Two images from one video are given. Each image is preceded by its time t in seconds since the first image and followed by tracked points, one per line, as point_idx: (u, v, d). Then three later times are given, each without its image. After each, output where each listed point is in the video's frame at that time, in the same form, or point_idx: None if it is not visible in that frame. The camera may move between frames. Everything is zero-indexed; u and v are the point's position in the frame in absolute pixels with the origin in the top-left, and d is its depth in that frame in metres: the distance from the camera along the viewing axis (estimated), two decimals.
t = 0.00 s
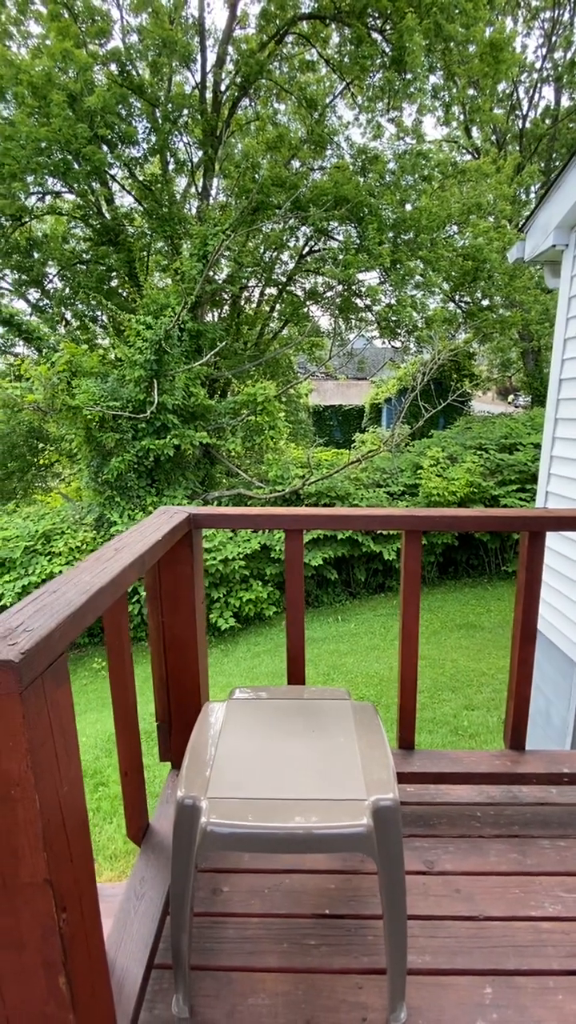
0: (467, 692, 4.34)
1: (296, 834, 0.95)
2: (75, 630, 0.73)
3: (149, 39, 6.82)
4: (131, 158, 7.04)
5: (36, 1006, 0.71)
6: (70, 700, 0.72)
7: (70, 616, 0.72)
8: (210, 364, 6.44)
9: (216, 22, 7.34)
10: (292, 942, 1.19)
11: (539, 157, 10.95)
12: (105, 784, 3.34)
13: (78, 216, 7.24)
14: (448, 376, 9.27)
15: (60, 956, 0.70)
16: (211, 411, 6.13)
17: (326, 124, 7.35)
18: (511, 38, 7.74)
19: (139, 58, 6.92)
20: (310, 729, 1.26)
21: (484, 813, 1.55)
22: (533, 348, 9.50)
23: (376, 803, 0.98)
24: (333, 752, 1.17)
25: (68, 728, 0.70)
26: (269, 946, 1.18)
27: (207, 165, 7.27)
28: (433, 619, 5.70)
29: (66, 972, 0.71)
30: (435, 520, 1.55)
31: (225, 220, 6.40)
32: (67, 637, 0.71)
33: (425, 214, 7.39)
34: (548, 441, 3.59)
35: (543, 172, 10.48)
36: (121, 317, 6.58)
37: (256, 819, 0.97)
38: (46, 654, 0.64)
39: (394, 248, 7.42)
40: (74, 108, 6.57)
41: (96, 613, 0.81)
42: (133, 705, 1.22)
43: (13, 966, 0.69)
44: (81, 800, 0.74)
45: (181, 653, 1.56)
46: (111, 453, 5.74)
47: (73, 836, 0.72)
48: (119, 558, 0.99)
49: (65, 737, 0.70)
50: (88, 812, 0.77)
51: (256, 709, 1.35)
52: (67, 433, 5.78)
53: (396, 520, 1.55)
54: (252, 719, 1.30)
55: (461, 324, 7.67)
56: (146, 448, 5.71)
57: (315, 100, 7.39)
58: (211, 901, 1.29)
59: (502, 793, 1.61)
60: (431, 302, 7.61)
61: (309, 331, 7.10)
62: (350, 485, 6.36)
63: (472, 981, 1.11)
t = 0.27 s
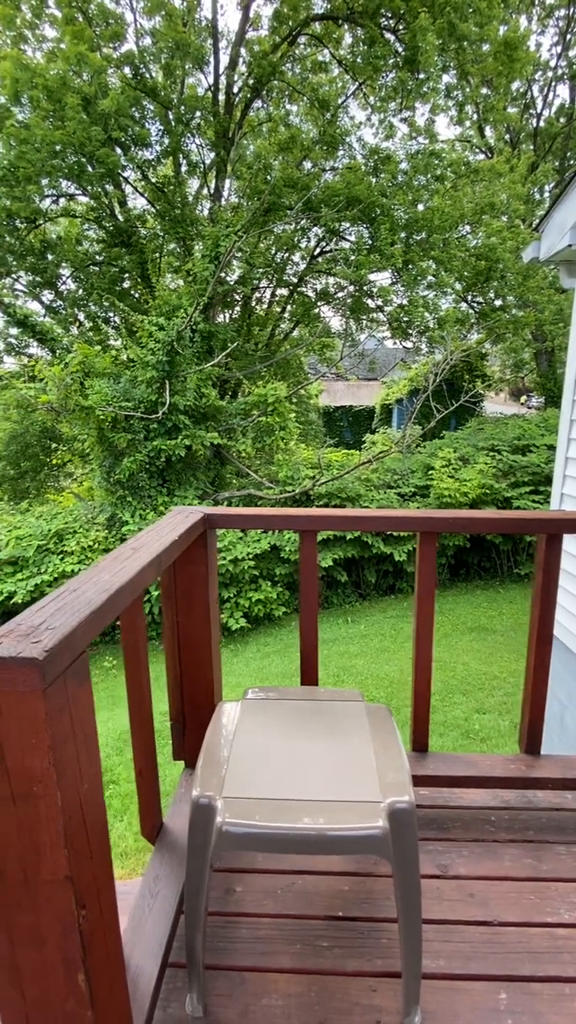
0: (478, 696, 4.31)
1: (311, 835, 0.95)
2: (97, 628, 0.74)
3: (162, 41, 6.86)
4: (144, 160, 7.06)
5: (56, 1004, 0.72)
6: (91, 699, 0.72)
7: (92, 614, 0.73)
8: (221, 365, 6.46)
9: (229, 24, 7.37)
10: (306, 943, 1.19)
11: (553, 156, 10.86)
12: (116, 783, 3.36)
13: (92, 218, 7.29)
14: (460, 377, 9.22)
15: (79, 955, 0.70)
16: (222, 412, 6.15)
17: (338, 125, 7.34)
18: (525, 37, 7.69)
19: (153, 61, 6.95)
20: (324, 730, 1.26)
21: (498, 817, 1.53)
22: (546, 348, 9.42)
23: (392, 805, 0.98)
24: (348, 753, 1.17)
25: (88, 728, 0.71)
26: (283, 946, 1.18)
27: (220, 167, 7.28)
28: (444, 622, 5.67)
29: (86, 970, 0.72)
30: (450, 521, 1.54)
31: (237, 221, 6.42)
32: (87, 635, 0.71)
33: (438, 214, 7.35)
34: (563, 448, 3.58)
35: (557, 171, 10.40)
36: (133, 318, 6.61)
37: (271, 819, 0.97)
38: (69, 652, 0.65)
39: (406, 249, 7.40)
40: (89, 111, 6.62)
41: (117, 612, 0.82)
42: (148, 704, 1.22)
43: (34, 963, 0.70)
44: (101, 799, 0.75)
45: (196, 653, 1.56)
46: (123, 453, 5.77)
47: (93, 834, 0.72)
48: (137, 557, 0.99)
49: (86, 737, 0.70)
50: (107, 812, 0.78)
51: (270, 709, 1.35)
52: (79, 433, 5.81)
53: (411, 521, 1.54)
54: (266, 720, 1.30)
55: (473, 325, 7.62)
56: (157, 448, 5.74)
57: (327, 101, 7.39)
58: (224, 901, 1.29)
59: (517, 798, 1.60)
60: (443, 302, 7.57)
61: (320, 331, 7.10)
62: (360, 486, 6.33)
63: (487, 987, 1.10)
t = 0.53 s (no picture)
0: (494, 700, 4.26)
1: (330, 838, 0.93)
2: (123, 626, 0.76)
3: (181, 44, 6.90)
4: (162, 162, 7.10)
5: (79, 995, 0.76)
6: (116, 701, 0.76)
7: (118, 613, 0.76)
8: (236, 366, 6.47)
9: (247, 26, 7.38)
10: (323, 946, 1.18)
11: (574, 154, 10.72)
12: (131, 780, 3.37)
13: (110, 220, 7.38)
14: (477, 378, 9.13)
15: (101, 949, 0.74)
16: (237, 412, 6.17)
17: (355, 125, 7.32)
18: (546, 34, 7.60)
19: (171, 64, 6.99)
20: (344, 733, 1.25)
21: (519, 825, 1.51)
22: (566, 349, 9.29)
23: (414, 810, 0.97)
24: (369, 757, 1.15)
25: (113, 728, 0.75)
26: (300, 949, 1.18)
27: (237, 168, 7.29)
28: (459, 625, 5.61)
29: (107, 965, 0.75)
30: (470, 523, 1.52)
31: (254, 222, 6.43)
32: (114, 634, 0.74)
33: (456, 213, 7.29)
34: None
35: None
36: (150, 319, 6.64)
37: (291, 822, 0.96)
38: (96, 651, 0.69)
39: (423, 249, 7.35)
40: (108, 115, 6.69)
41: (141, 611, 0.83)
42: (168, 705, 1.23)
43: (58, 954, 0.74)
44: (124, 798, 0.79)
45: (214, 653, 1.56)
46: (139, 453, 5.80)
47: (116, 830, 0.76)
48: (162, 555, 1.01)
49: (110, 737, 0.74)
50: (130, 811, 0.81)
51: (288, 711, 1.34)
52: (97, 433, 5.86)
53: (433, 522, 1.53)
54: (285, 722, 1.29)
55: (491, 325, 7.53)
56: (173, 448, 5.76)
57: (344, 101, 7.37)
58: (241, 902, 1.28)
59: (538, 806, 1.57)
60: (461, 302, 7.50)
61: (336, 332, 7.08)
62: (375, 487, 6.29)
63: (507, 997, 1.08)
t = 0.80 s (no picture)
0: (512, 706, 4.20)
1: (352, 843, 0.93)
2: (149, 627, 0.77)
3: (201, 46, 6.93)
4: (181, 164, 7.14)
5: (103, 991, 0.77)
6: (142, 701, 0.77)
7: (144, 614, 0.77)
8: (253, 367, 6.47)
9: (267, 27, 7.38)
10: (343, 952, 1.17)
11: None
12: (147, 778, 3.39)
13: (129, 223, 7.44)
14: (497, 379, 9.03)
15: (125, 946, 0.75)
16: (254, 413, 6.18)
17: (374, 125, 7.28)
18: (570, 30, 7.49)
19: (191, 67, 7.04)
20: (365, 737, 1.23)
21: (541, 835, 1.48)
22: None
23: (438, 817, 0.95)
24: (391, 762, 1.14)
25: (139, 729, 0.76)
26: (319, 954, 1.17)
27: (255, 169, 7.29)
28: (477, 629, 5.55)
29: (131, 963, 0.77)
30: (495, 526, 1.49)
31: (272, 222, 6.43)
32: (140, 635, 0.75)
33: (476, 212, 7.21)
34: None
35: None
36: (168, 320, 6.67)
37: (313, 825, 0.96)
38: (123, 652, 0.70)
39: (443, 248, 7.28)
40: (129, 118, 6.75)
41: (166, 611, 0.84)
42: (188, 705, 1.23)
43: (83, 950, 0.76)
44: (149, 798, 0.80)
45: (234, 654, 1.56)
46: (157, 453, 5.82)
47: (141, 831, 0.77)
48: (186, 555, 1.01)
49: (136, 737, 0.75)
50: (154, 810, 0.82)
51: (308, 713, 1.34)
52: (115, 432, 5.89)
53: (457, 525, 1.51)
54: (305, 724, 1.29)
55: (511, 325, 7.43)
56: (190, 449, 5.79)
57: (364, 100, 7.34)
58: (259, 904, 1.28)
59: (561, 815, 1.54)
60: (480, 302, 7.42)
61: (353, 332, 7.04)
62: (392, 488, 6.25)
63: (530, 1010, 1.06)
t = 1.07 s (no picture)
0: (530, 712, 4.13)
1: (372, 849, 0.91)
2: (172, 626, 0.77)
3: (221, 47, 6.95)
4: (201, 165, 7.21)
5: (123, 991, 0.77)
6: (164, 701, 0.76)
7: (166, 614, 0.76)
8: (270, 368, 6.47)
9: (287, 27, 7.36)
10: (360, 958, 1.15)
11: None
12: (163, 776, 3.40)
13: (149, 224, 7.48)
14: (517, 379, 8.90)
15: (145, 947, 0.75)
16: (270, 413, 6.17)
17: (394, 123, 7.24)
18: None
19: (212, 69, 7.07)
20: (385, 740, 1.22)
21: (565, 845, 1.44)
22: None
23: (461, 825, 0.93)
24: (412, 767, 1.12)
25: (161, 730, 0.75)
26: (336, 960, 1.15)
27: (274, 169, 7.28)
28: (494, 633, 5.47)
29: (150, 965, 0.76)
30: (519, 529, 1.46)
31: (290, 222, 6.42)
32: (163, 635, 0.74)
33: (497, 210, 7.12)
34: None
35: None
36: (187, 320, 6.69)
37: (333, 828, 0.95)
38: (146, 652, 0.69)
39: (463, 246, 7.20)
40: (150, 121, 6.80)
41: (188, 611, 0.83)
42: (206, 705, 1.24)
43: (104, 949, 0.75)
44: (170, 798, 0.79)
45: (252, 655, 1.55)
46: (175, 452, 5.85)
47: (163, 832, 0.76)
48: (208, 555, 1.01)
49: (159, 738, 0.74)
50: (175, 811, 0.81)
51: (327, 714, 1.32)
52: (134, 431, 5.93)
53: (480, 528, 1.48)
54: (324, 725, 1.27)
55: (533, 324, 7.30)
56: (207, 448, 5.81)
57: (384, 98, 7.29)
58: (276, 906, 1.27)
59: None
60: (501, 300, 7.32)
61: (371, 332, 7.00)
62: (409, 489, 6.18)
63: None
